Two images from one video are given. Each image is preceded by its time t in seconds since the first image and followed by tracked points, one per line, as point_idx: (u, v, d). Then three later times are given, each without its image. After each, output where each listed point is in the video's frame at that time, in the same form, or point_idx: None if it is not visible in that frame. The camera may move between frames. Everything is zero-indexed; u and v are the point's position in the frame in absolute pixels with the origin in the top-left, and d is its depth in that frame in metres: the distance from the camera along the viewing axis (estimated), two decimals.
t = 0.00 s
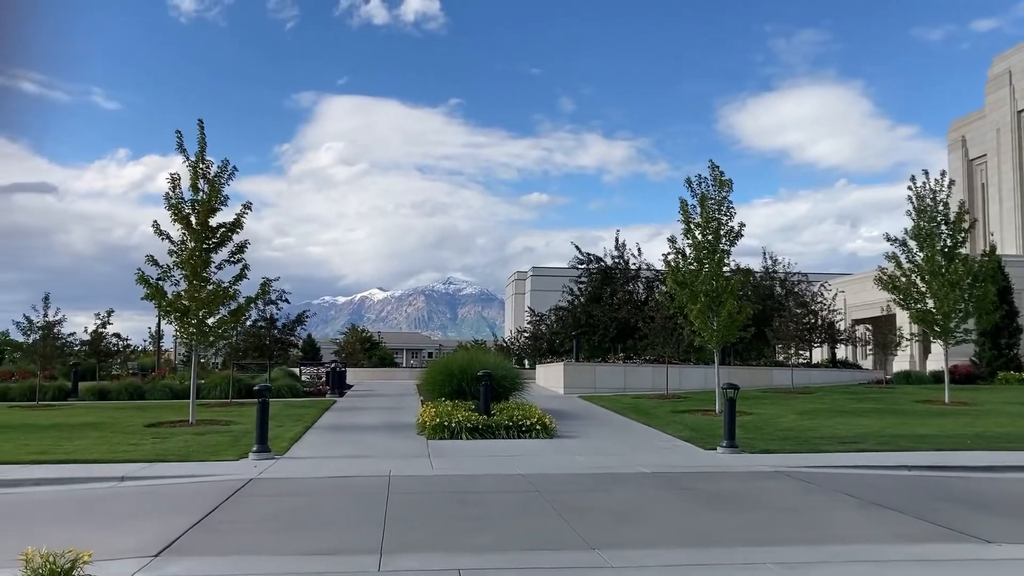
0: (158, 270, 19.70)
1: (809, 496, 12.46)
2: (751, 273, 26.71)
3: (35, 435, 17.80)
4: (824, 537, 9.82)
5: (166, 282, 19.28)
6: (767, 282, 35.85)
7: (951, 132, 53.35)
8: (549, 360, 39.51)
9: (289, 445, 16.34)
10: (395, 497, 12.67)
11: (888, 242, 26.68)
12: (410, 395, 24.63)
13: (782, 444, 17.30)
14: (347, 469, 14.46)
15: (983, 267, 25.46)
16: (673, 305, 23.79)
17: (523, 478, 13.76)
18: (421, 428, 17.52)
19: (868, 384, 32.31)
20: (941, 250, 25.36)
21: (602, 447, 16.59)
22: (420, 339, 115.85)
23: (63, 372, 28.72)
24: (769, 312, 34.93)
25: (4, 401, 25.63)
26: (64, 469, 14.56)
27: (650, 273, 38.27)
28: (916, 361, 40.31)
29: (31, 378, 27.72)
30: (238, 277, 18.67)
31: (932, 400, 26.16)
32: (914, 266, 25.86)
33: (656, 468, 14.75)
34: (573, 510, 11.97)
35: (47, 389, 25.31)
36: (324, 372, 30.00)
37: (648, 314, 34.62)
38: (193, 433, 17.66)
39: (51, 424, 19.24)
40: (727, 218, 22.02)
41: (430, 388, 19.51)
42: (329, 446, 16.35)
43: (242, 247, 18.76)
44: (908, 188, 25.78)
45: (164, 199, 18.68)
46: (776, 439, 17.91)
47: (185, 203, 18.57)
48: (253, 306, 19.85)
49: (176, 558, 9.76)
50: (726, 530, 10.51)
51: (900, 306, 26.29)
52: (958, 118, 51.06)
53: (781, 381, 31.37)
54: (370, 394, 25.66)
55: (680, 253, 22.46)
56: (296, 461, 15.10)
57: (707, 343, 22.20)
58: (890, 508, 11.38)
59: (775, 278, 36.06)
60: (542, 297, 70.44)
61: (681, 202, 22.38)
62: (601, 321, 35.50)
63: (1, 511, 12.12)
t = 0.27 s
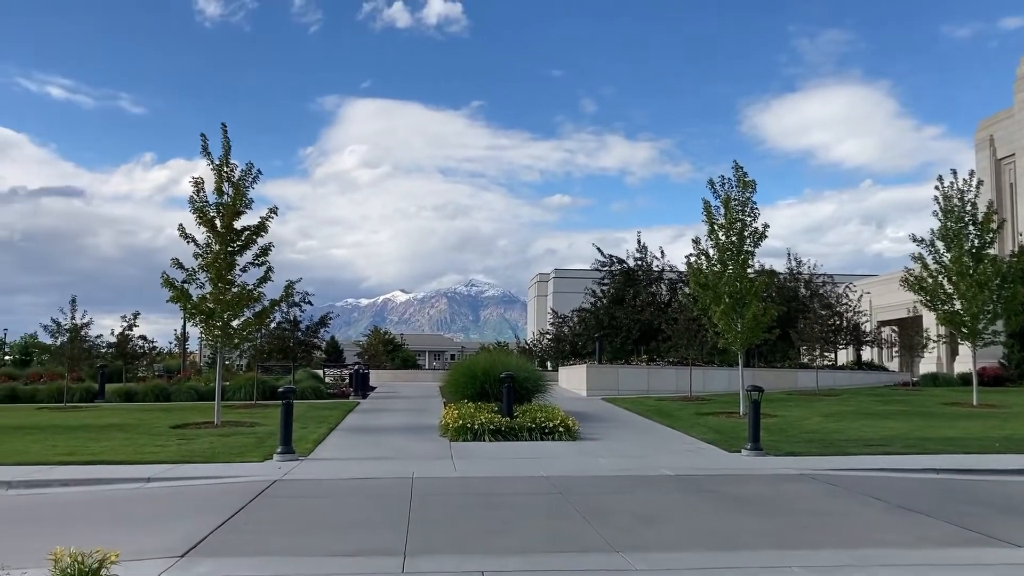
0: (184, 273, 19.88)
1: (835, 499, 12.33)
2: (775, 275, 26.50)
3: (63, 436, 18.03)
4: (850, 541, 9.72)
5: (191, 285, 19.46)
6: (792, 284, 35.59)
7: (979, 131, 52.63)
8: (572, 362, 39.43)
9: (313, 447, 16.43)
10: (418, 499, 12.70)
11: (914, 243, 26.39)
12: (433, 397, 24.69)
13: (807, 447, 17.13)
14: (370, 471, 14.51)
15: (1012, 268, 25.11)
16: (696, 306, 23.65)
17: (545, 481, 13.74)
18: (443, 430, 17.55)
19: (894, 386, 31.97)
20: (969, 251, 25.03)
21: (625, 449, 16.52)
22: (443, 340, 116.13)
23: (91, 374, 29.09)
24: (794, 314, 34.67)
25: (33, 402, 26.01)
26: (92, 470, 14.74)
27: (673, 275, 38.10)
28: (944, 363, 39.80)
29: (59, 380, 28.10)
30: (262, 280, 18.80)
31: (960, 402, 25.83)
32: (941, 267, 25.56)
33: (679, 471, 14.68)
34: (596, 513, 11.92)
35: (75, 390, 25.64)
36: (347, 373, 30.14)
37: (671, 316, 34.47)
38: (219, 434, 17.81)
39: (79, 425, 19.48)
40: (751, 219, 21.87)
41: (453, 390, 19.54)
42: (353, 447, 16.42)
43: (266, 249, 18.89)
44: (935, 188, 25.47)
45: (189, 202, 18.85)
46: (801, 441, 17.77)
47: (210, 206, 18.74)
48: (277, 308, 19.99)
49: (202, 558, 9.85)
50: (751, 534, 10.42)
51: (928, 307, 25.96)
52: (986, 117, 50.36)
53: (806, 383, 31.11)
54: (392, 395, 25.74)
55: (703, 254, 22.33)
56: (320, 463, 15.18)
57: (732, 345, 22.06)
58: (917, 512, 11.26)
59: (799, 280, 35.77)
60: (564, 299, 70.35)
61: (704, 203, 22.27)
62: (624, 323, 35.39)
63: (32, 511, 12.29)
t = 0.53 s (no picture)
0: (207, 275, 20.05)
1: (859, 502, 12.20)
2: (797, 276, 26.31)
3: (89, 438, 18.23)
4: (875, 544, 9.62)
5: (214, 287, 19.62)
6: (814, 285, 35.33)
7: (1005, 131, 51.94)
8: (593, 364, 39.35)
9: (335, 448, 16.51)
10: (440, 501, 12.70)
11: (939, 244, 26.11)
12: (454, 399, 24.71)
13: (831, 450, 16.98)
14: (392, 473, 14.54)
15: None
16: (718, 308, 23.53)
17: (567, 483, 13.69)
18: (465, 432, 17.56)
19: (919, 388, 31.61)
20: (995, 252, 24.72)
21: (646, 452, 16.46)
22: (463, 342, 116.34)
23: (115, 375, 29.41)
24: (817, 315, 34.40)
25: (59, 404, 26.32)
26: (117, 471, 14.88)
27: (695, 276, 37.93)
28: (970, 365, 39.30)
29: (85, 381, 28.43)
30: (284, 282, 18.93)
31: (986, 405, 25.49)
32: (966, 268, 25.26)
33: (701, 473, 14.61)
34: (619, 515, 11.87)
35: (100, 392, 25.92)
36: (369, 375, 30.27)
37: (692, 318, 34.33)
38: (242, 436, 17.93)
39: (104, 426, 19.69)
40: (773, 220, 21.73)
41: (474, 392, 19.55)
42: (374, 449, 16.47)
43: (288, 252, 19.01)
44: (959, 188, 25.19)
45: (212, 205, 19.01)
46: (824, 444, 17.61)
47: (232, 209, 18.88)
48: (299, 311, 20.10)
49: (225, 559, 9.91)
50: (774, 537, 10.33)
51: (953, 309, 25.68)
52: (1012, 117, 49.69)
53: (829, 386, 30.85)
54: (414, 398, 25.80)
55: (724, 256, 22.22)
56: (342, 464, 15.23)
57: (754, 347, 21.91)
58: (943, 516, 11.12)
59: (822, 281, 35.50)
60: (585, 300, 70.24)
61: (726, 204, 22.16)
62: (645, 325, 35.27)
63: (57, 511, 12.42)
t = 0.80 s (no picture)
0: (228, 277, 20.19)
1: (882, 505, 12.10)
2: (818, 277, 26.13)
3: (112, 438, 18.41)
4: (898, 547, 9.52)
5: (235, 288, 19.75)
6: (835, 286, 35.10)
7: None
8: (612, 366, 39.26)
9: (355, 449, 16.57)
10: (459, 502, 12.71)
11: (962, 244, 25.83)
12: (473, 400, 24.74)
13: (852, 452, 16.84)
14: (411, 473, 14.57)
15: None
16: (738, 309, 23.41)
17: (587, 484, 13.67)
18: (484, 433, 17.58)
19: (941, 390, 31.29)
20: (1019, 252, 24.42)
21: (666, 454, 16.40)
22: (482, 343, 116.46)
23: (138, 376, 29.68)
24: (838, 317, 34.16)
25: (83, 405, 26.60)
26: (140, 471, 15.01)
27: (714, 277, 37.77)
28: (994, 367, 38.82)
29: (108, 382, 28.72)
30: (305, 283, 19.03)
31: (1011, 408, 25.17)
32: (990, 269, 24.97)
33: (722, 475, 14.54)
34: (638, 517, 11.84)
35: (122, 393, 26.19)
36: (388, 376, 30.36)
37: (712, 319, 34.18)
38: (263, 437, 18.05)
39: (127, 427, 19.88)
40: (794, 221, 21.59)
41: (494, 393, 19.57)
42: (394, 450, 16.52)
43: (309, 253, 19.11)
44: (983, 188, 24.93)
45: (233, 207, 19.14)
46: (846, 446, 17.47)
47: (253, 211, 19.00)
48: (319, 312, 20.20)
49: (246, 559, 9.97)
50: (796, 540, 10.26)
51: (976, 310, 25.39)
52: None
53: (850, 387, 30.61)
54: (433, 399, 25.86)
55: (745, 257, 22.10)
56: (362, 465, 15.29)
57: (774, 348, 21.77)
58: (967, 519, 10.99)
59: (843, 282, 35.25)
60: (603, 302, 70.13)
61: (746, 205, 22.04)
62: (664, 326, 35.16)
63: (81, 511, 12.56)
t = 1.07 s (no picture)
0: (250, 278, 20.38)
1: (904, 507, 12.01)
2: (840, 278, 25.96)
3: (136, 437, 18.63)
4: (921, 550, 9.45)
5: (257, 289, 19.91)
6: (857, 287, 34.87)
7: None
8: (632, 366, 39.21)
9: (376, 449, 16.66)
10: (479, 502, 12.75)
11: (988, 244, 25.58)
12: (493, 401, 24.80)
13: (875, 453, 16.71)
14: (432, 474, 14.63)
15: None
16: (759, 310, 23.31)
17: (607, 485, 13.67)
18: (504, 433, 17.62)
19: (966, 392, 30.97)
20: None
21: (687, 455, 16.36)
22: (502, 344, 116.58)
23: (162, 376, 29.99)
24: (860, 317, 33.94)
25: (108, 404, 26.91)
26: (163, 470, 15.19)
27: (735, 278, 37.60)
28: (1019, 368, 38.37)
29: (132, 382, 29.03)
30: (326, 284, 19.17)
31: None
32: (1015, 269, 24.69)
33: (742, 477, 14.49)
34: (658, 518, 11.83)
35: (146, 393, 26.47)
36: (409, 376, 30.48)
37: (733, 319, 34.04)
38: (284, 436, 18.19)
39: (151, 426, 20.11)
40: (816, 221, 21.48)
41: (514, 393, 19.61)
42: (415, 450, 16.61)
43: (330, 254, 19.24)
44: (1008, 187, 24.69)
45: (256, 209, 19.31)
46: (868, 448, 17.36)
47: (275, 212, 19.17)
48: (340, 313, 20.34)
49: (269, 558, 10.07)
50: (818, 542, 10.20)
51: (1002, 310, 25.12)
52: None
53: (872, 389, 30.37)
54: (454, 399, 25.93)
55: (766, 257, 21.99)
56: (383, 465, 15.38)
57: (795, 349, 21.64)
58: (992, 521, 10.88)
59: (865, 283, 35.01)
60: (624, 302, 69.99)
61: (768, 205, 21.95)
62: (684, 327, 35.06)
63: (107, 509, 12.74)
